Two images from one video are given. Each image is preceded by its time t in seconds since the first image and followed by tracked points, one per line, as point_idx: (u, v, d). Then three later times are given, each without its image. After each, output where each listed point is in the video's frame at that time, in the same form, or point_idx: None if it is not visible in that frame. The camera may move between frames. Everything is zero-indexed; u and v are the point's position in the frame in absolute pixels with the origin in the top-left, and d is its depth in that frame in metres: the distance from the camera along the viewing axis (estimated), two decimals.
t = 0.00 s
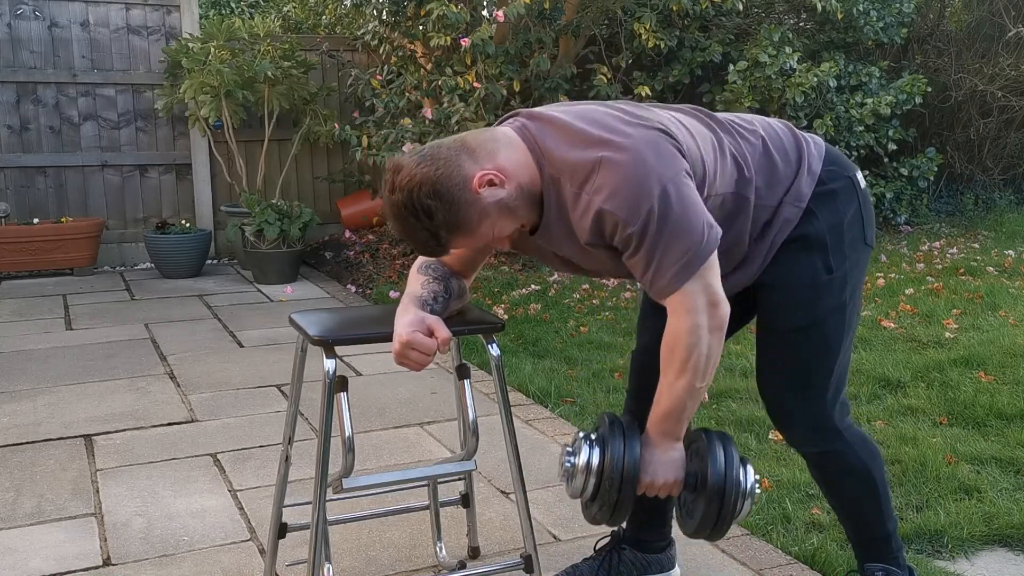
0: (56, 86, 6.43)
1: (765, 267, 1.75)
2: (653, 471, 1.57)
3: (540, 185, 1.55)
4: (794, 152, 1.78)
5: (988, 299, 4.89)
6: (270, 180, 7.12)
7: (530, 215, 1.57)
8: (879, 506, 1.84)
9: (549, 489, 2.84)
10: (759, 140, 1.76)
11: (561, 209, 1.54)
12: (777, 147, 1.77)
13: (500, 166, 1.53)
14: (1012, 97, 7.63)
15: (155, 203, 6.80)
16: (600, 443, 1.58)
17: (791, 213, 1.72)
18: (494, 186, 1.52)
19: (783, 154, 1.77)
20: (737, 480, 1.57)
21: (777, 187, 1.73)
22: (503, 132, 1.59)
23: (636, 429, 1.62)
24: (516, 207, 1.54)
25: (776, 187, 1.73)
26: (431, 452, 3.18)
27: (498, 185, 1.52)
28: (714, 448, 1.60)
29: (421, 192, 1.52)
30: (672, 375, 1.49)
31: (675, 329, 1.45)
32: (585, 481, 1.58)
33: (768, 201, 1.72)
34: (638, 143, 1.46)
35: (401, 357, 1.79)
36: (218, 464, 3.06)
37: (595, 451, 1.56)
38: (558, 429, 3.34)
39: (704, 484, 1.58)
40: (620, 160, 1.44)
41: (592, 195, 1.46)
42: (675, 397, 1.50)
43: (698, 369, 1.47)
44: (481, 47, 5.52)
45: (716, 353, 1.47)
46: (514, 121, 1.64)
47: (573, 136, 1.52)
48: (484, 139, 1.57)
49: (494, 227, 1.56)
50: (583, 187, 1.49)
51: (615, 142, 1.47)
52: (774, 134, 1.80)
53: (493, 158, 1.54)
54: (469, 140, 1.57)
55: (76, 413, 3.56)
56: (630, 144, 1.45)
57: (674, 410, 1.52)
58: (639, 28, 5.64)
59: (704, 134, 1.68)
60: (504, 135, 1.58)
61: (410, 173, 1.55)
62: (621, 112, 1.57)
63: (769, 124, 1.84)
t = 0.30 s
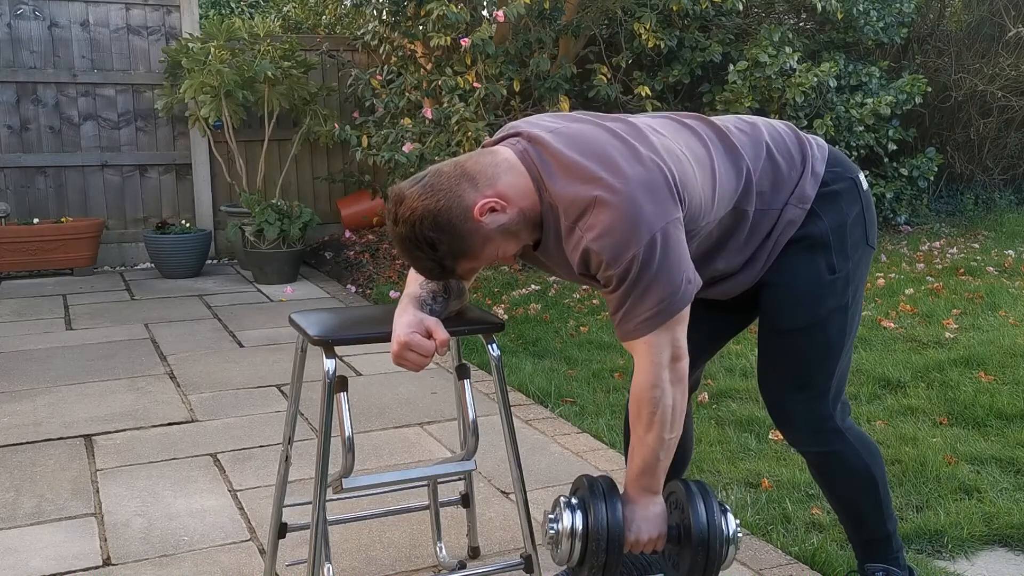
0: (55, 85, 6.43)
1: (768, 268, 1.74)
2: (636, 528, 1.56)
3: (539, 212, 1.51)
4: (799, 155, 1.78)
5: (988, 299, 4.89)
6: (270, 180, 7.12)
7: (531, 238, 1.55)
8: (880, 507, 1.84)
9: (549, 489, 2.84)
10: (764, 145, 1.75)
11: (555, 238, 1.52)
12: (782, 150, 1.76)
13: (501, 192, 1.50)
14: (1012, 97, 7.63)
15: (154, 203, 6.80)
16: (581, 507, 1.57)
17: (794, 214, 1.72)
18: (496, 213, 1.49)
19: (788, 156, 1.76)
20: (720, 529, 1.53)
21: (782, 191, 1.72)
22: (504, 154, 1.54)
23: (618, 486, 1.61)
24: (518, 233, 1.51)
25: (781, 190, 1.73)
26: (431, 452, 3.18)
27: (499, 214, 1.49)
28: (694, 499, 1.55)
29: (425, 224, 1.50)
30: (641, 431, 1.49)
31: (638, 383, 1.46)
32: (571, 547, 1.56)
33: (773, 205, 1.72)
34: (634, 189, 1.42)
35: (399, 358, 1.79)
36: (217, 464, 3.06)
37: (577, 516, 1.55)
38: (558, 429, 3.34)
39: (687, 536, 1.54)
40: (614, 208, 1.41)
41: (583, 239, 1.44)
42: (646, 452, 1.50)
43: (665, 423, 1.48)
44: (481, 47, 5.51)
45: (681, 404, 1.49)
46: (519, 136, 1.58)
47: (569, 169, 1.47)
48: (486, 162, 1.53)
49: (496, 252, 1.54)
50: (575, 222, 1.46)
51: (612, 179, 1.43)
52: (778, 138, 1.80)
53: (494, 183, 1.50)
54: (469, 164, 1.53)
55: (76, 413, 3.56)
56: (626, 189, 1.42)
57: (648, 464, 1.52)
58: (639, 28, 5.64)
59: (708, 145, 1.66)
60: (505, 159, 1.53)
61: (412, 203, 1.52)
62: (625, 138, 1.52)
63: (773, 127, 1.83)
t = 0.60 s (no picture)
0: (56, 85, 6.43)
1: (769, 269, 1.74)
2: (627, 552, 1.58)
3: (535, 221, 1.51)
4: (799, 157, 1.78)
5: (988, 299, 4.90)
6: (270, 180, 7.12)
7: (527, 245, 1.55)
8: (879, 508, 1.84)
9: (549, 489, 2.84)
10: (764, 147, 1.75)
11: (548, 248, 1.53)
12: (782, 151, 1.76)
13: (498, 200, 1.49)
14: (1012, 97, 7.63)
15: (155, 203, 6.80)
16: (572, 533, 1.62)
17: (794, 216, 1.72)
18: (492, 220, 1.49)
19: (788, 158, 1.76)
20: (709, 550, 1.58)
21: (781, 194, 1.72)
22: (503, 160, 1.53)
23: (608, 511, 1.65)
24: (512, 241, 1.52)
25: (781, 193, 1.73)
26: (431, 452, 3.18)
27: (495, 222, 1.49)
28: (684, 522, 1.61)
29: (420, 230, 1.51)
30: (621, 449, 1.52)
31: (615, 403, 1.48)
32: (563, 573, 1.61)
33: (773, 207, 1.72)
34: (625, 208, 1.41)
35: (398, 357, 1.79)
36: (217, 464, 3.06)
37: (569, 543, 1.60)
38: (558, 429, 3.34)
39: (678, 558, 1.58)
40: (604, 227, 1.40)
41: (573, 255, 1.44)
42: (628, 473, 1.52)
43: (642, 444, 1.50)
44: (481, 47, 5.52)
45: (659, 426, 1.51)
46: (518, 141, 1.57)
47: (562, 183, 1.46)
48: (484, 167, 1.52)
49: (490, 258, 1.54)
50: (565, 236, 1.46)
51: (605, 196, 1.42)
52: (779, 139, 1.79)
53: (491, 191, 1.50)
54: (467, 169, 1.53)
55: (77, 413, 3.56)
56: (618, 208, 1.41)
57: (632, 485, 1.53)
58: (639, 28, 5.64)
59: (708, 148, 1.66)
60: (503, 166, 1.52)
61: (409, 209, 1.52)
62: (622, 150, 1.51)
63: (774, 127, 1.83)
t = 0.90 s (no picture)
0: (56, 85, 6.43)
1: (769, 270, 1.74)
2: (622, 561, 1.60)
3: (534, 224, 1.51)
4: (800, 159, 1.77)
5: (988, 299, 4.89)
6: (270, 180, 7.12)
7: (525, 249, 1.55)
8: (879, 508, 1.84)
9: (549, 489, 2.84)
10: (766, 149, 1.74)
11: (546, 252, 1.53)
12: (784, 154, 1.76)
13: (498, 202, 1.49)
14: (1012, 97, 7.63)
15: (155, 203, 6.80)
16: (567, 541, 1.62)
17: (795, 218, 1.72)
18: (493, 222, 1.48)
19: (790, 160, 1.76)
20: (704, 559, 1.59)
21: (782, 197, 1.72)
22: (505, 162, 1.53)
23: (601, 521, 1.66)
24: (511, 244, 1.52)
25: (782, 195, 1.73)
26: (431, 452, 3.18)
27: (495, 224, 1.48)
28: (678, 531, 1.61)
29: (420, 230, 1.50)
30: (611, 455, 1.53)
31: (606, 410, 1.49)
32: None
33: (773, 210, 1.72)
34: (624, 216, 1.41)
35: (399, 357, 1.79)
36: (217, 464, 3.06)
37: (563, 551, 1.61)
38: (558, 429, 3.34)
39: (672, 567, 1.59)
40: (601, 235, 1.41)
41: (569, 261, 1.45)
42: (620, 481, 1.53)
43: (632, 452, 1.51)
44: (481, 47, 5.52)
45: (650, 434, 1.52)
46: (520, 143, 1.57)
47: (560, 189, 1.45)
48: (486, 168, 1.52)
49: (488, 260, 1.54)
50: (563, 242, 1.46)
51: (603, 204, 1.42)
52: (780, 141, 1.79)
53: (492, 192, 1.50)
54: (469, 170, 1.52)
55: (77, 413, 3.56)
56: (616, 216, 1.41)
57: (626, 495, 1.54)
58: (639, 28, 5.64)
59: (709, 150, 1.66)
60: (504, 168, 1.52)
61: (410, 208, 1.52)
62: (622, 156, 1.51)
63: (776, 129, 1.83)
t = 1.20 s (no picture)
0: (55, 85, 6.43)
1: (768, 268, 1.74)
2: (628, 522, 1.61)
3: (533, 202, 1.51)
4: (797, 155, 1.77)
5: (988, 299, 4.89)
6: (270, 180, 7.12)
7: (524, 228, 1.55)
8: (879, 508, 1.84)
9: (549, 490, 2.84)
10: (762, 144, 1.74)
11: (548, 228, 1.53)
12: (780, 150, 1.76)
13: (495, 178, 1.50)
14: (1012, 97, 7.63)
15: (155, 203, 6.80)
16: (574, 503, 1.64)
17: (792, 216, 1.72)
18: (489, 199, 1.49)
19: (786, 157, 1.76)
20: (710, 521, 1.56)
21: (780, 193, 1.72)
22: (501, 142, 1.54)
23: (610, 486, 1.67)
24: (509, 221, 1.52)
25: (779, 192, 1.72)
26: (431, 452, 3.18)
27: (492, 200, 1.49)
28: (686, 494, 1.60)
29: (417, 207, 1.51)
30: (633, 423, 1.51)
31: (632, 380, 1.47)
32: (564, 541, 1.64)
33: (771, 205, 1.71)
34: (625, 184, 1.41)
35: (396, 357, 1.79)
36: (217, 464, 3.06)
37: (568, 512, 1.63)
38: (558, 429, 3.34)
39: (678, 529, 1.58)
40: (604, 203, 1.41)
41: (574, 233, 1.44)
42: (640, 447, 1.52)
43: (656, 419, 1.49)
44: (481, 47, 5.52)
45: (674, 401, 1.50)
46: (515, 126, 1.58)
47: (560, 163, 1.46)
48: (480, 148, 1.53)
49: (488, 238, 1.54)
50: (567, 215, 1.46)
51: (603, 173, 1.43)
52: (777, 137, 1.79)
53: (488, 170, 1.51)
54: (465, 149, 1.54)
55: (76, 413, 3.56)
56: (617, 185, 1.41)
57: (641, 459, 1.54)
58: (639, 28, 5.64)
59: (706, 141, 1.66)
60: (501, 147, 1.53)
61: (405, 186, 1.54)
62: (620, 132, 1.51)
63: (773, 125, 1.83)
